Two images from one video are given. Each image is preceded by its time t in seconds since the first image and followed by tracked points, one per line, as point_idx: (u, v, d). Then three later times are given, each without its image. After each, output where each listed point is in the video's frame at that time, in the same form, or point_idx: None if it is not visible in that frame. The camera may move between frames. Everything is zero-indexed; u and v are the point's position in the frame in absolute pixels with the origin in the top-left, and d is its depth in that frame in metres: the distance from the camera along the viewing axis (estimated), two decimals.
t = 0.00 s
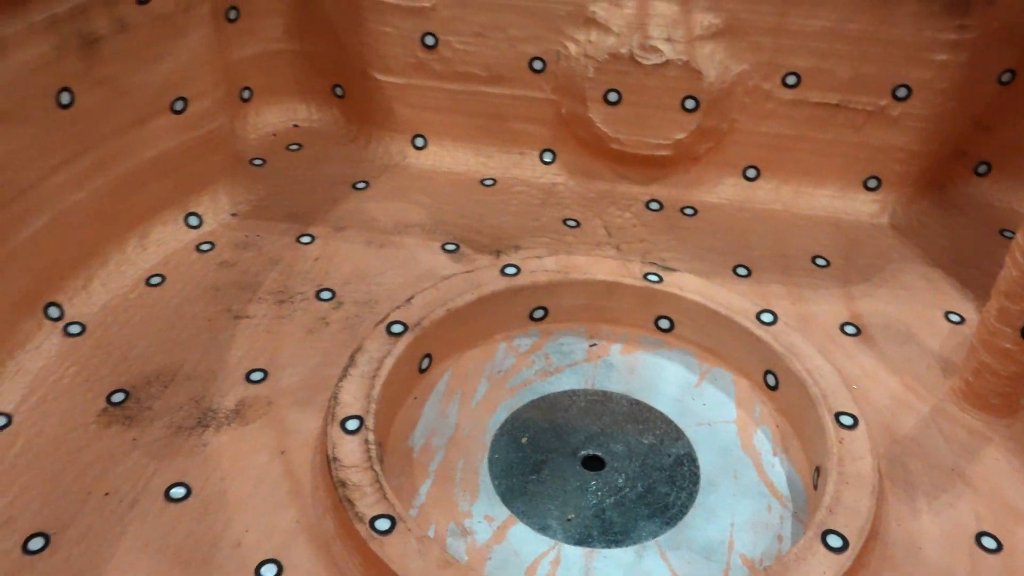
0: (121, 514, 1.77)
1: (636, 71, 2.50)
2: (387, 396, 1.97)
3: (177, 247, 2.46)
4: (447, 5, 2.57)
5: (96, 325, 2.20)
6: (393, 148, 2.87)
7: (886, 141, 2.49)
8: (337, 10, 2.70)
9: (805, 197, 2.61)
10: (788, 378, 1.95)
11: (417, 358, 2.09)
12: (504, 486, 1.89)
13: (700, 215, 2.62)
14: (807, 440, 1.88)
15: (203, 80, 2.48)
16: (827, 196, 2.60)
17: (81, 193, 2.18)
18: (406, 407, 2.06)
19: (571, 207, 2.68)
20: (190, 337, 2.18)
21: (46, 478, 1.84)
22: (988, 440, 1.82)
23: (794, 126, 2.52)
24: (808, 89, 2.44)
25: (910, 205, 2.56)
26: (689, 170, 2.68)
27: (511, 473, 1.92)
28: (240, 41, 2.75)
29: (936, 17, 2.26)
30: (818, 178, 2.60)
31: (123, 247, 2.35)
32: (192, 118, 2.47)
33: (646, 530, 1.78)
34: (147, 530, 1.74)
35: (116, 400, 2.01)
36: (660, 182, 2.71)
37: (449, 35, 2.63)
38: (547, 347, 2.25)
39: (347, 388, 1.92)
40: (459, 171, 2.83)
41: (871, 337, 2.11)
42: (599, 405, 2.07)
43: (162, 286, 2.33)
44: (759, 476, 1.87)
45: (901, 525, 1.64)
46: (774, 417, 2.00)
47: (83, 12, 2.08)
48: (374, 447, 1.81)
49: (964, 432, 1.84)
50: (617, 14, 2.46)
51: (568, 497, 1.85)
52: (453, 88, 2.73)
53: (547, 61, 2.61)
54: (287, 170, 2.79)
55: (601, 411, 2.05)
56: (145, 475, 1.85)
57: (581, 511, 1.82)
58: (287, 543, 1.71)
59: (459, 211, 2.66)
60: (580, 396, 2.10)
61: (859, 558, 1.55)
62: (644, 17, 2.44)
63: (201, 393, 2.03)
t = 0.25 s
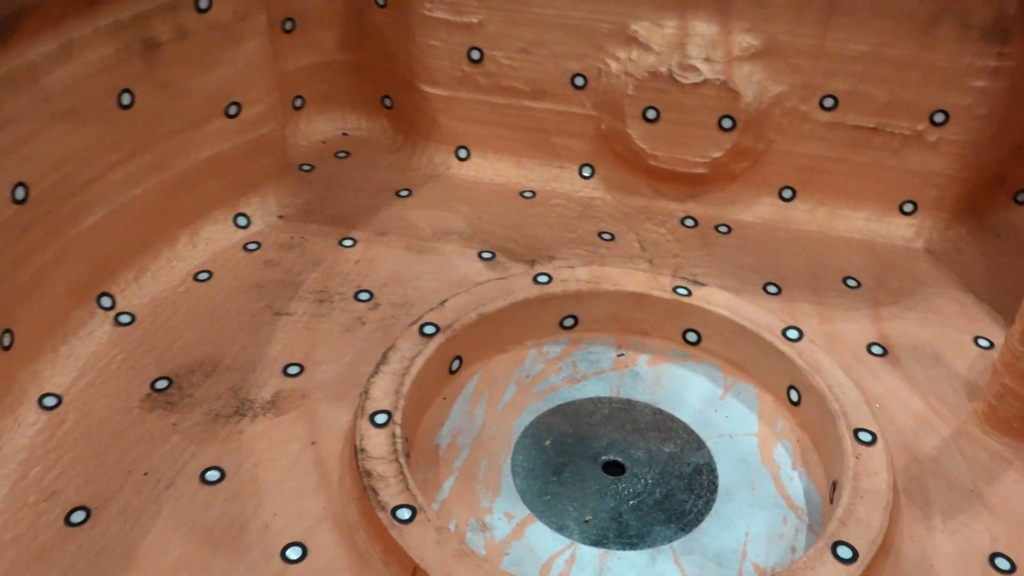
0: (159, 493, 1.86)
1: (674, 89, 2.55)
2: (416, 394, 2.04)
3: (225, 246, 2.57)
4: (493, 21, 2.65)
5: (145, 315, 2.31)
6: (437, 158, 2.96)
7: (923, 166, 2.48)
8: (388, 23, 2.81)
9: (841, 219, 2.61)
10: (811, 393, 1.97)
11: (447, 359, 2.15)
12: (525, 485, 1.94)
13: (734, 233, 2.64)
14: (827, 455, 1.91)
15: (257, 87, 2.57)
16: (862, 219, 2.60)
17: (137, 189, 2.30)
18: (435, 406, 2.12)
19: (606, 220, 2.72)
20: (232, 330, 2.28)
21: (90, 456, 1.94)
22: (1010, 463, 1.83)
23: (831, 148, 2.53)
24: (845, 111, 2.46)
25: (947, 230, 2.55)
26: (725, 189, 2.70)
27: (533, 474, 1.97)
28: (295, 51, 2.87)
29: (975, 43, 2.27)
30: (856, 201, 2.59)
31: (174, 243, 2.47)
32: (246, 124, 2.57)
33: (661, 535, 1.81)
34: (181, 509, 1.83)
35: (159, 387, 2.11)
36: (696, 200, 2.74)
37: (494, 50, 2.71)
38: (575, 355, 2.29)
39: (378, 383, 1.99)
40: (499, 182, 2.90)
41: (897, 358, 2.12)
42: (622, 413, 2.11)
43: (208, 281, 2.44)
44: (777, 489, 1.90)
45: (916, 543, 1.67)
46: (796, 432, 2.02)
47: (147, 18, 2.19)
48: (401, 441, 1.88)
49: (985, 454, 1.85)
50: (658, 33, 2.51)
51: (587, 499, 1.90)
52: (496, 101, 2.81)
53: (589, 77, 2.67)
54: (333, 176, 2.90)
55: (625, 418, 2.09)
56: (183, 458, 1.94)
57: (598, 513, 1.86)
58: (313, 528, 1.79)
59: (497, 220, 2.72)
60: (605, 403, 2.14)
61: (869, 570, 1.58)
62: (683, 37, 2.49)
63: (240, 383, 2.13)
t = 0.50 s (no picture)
0: (191, 471, 1.96)
1: (705, 106, 2.60)
2: (440, 390, 2.11)
3: (267, 244, 2.68)
4: (532, 36, 2.75)
5: (187, 306, 2.41)
6: (473, 167, 3.05)
7: (950, 191, 2.51)
8: (431, 36, 2.91)
9: (867, 240, 2.64)
10: (824, 406, 2.01)
11: (472, 359, 2.22)
12: (541, 482, 2.00)
13: (761, 250, 2.67)
14: (837, 467, 1.94)
15: (303, 93, 2.67)
16: (888, 241, 2.62)
17: (185, 185, 2.43)
18: (458, 404, 2.19)
19: (635, 233, 2.77)
20: (268, 323, 2.38)
21: (129, 434, 2.05)
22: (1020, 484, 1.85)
23: (859, 169, 2.57)
24: (873, 134, 2.50)
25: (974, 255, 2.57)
26: (754, 207, 2.73)
27: (548, 472, 2.03)
28: (341, 60, 2.99)
29: (1002, 71, 2.31)
30: (883, 224, 2.62)
31: (218, 239, 2.59)
32: (291, 127, 2.68)
33: (669, 536, 1.86)
34: (211, 487, 1.93)
35: (198, 372, 2.22)
36: (725, 217, 2.77)
37: (532, 65, 2.80)
38: (597, 361, 2.34)
39: (403, 378, 2.07)
40: (533, 193, 2.98)
41: (914, 378, 2.14)
42: (639, 418, 2.16)
43: (249, 277, 2.55)
44: (786, 498, 1.93)
45: (920, 555, 1.69)
46: (809, 444, 2.05)
47: (201, 24, 2.31)
48: (422, 433, 1.95)
49: (997, 474, 1.87)
50: (690, 53, 2.58)
51: (600, 498, 1.95)
52: (533, 114, 2.89)
53: (622, 94, 2.74)
54: (373, 182, 3.00)
55: (641, 424, 2.14)
56: (215, 440, 2.04)
57: (610, 512, 1.92)
58: (334, 511, 1.87)
59: (528, 229, 2.80)
60: (623, 409, 2.19)
61: None
62: (715, 57, 2.56)
63: (273, 373, 2.22)
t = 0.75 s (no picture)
0: (223, 447, 2.08)
1: (730, 122, 2.67)
2: (462, 383, 2.20)
3: (306, 241, 2.80)
4: (566, 50, 2.84)
5: (227, 296, 2.53)
6: (507, 175, 3.15)
7: (972, 212, 2.55)
8: (471, 49, 3.02)
9: (889, 258, 2.67)
10: (834, 414, 2.06)
11: (495, 355, 2.31)
12: (554, 475, 2.08)
13: (784, 263, 2.72)
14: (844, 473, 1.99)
15: (345, 97, 2.79)
16: (911, 259, 2.65)
17: (231, 181, 2.55)
18: (479, 398, 2.28)
19: (660, 243, 2.83)
20: (303, 314, 2.50)
21: (167, 411, 2.17)
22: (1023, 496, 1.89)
23: (881, 188, 2.62)
24: (896, 153, 2.56)
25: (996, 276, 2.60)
26: (779, 221, 2.78)
27: (563, 465, 2.10)
28: (384, 69, 3.11)
29: None
30: (906, 242, 2.65)
31: (260, 234, 2.71)
32: (332, 131, 2.80)
33: (675, 531, 1.93)
34: (241, 464, 2.04)
35: (234, 357, 2.34)
36: (750, 230, 2.83)
37: (565, 78, 2.89)
38: (616, 363, 2.40)
39: (426, 369, 2.17)
40: (564, 203, 3.06)
41: (926, 391, 2.19)
42: (654, 419, 2.22)
43: (287, 271, 2.66)
44: (792, 500, 1.99)
45: (918, 559, 1.75)
46: (818, 451, 2.11)
47: (251, 29, 2.44)
48: (442, 422, 2.05)
49: (1001, 486, 1.91)
50: (718, 69, 2.66)
51: (610, 492, 2.03)
52: (565, 125, 2.98)
53: (652, 108, 2.82)
54: (410, 186, 3.11)
55: (655, 424, 2.20)
56: (247, 420, 2.15)
57: (619, 506, 1.99)
58: (356, 491, 1.97)
59: (557, 236, 2.87)
60: (639, 409, 2.25)
61: None
62: (742, 74, 2.63)
63: (304, 361, 2.34)
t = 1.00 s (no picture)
0: (254, 429, 2.20)
1: (751, 134, 2.75)
2: (482, 376, 2.29)
3: (339, 241, 2.89)
4: (594, 63, 2.93)
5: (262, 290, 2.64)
6: (535, 183, 3.22)
7: (987, 227, 2.61)
8: (504, 60, 3.11)
9: (905, 270, 2.74)
10: (840, 416, 2.13)
11: (514, 352, 2.40)
12: (567, 465, 2.16)
13: (801, 273, 2.78)
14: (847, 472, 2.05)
15: (380, 104, 2.89)
16: (926, 272, 2.72)
17: (271, 180, 2.66)
18: (499, 391, 2.37)
19: (681, 250, 2.90)
20: (333, 308, 2.61)
21: (203, 394, 2.30)
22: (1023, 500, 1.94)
23: (899, 202, 2.69)
24: (912, 167, 2.63)
25: (1011, 291, 2.65)
26: (797, 233, 2.85)
27: (575, 457, 2.19)
28: (420, 79, 3.22)
29: None
30: (920, 255, 2.72)
31: (296, 232, 2.81)
32: (368, 135, 2.90)
33: (681, 522, 2.01)
34: (270, 444, 2.15)
35: (267, 346, 2.46)
36: (769, 241, 2.89)
37: (594, 90, 2.97)
38: (632, 363, 2.48)
39: (447, 361, 2.27)
40: (588, 211, 3.12)
41: (934, 398, 2.24)
42: (666, 416, 2.30)
43: (320, 268, 2.76)
44: (796, 497, 2.06)
45: (915, 555, 1.82)
46: (824, 451, 2.17)
47: (294, 37, 2.55)
48: (461, 410, 2.14)
49: (1001, 490, 1.97)
50: (740, 84, 2.74)
51: (620, 483, 2.11)
52: (592, 135, 3.05)
53: (676, 120, 2.90)
54: (440, 192, 3.19)
55: (667, 421, 2.28)
56: (277, 405, 2.27)
57: (628, 496, 2.07)
58: (376, 473, 2.07)
59: (581, 242, 2.93)
60: (651, 407, 2.33)
61: (862, 567, 1.74)
62: (763, 89, 2.71)
63: (333, 351, 2.45)
